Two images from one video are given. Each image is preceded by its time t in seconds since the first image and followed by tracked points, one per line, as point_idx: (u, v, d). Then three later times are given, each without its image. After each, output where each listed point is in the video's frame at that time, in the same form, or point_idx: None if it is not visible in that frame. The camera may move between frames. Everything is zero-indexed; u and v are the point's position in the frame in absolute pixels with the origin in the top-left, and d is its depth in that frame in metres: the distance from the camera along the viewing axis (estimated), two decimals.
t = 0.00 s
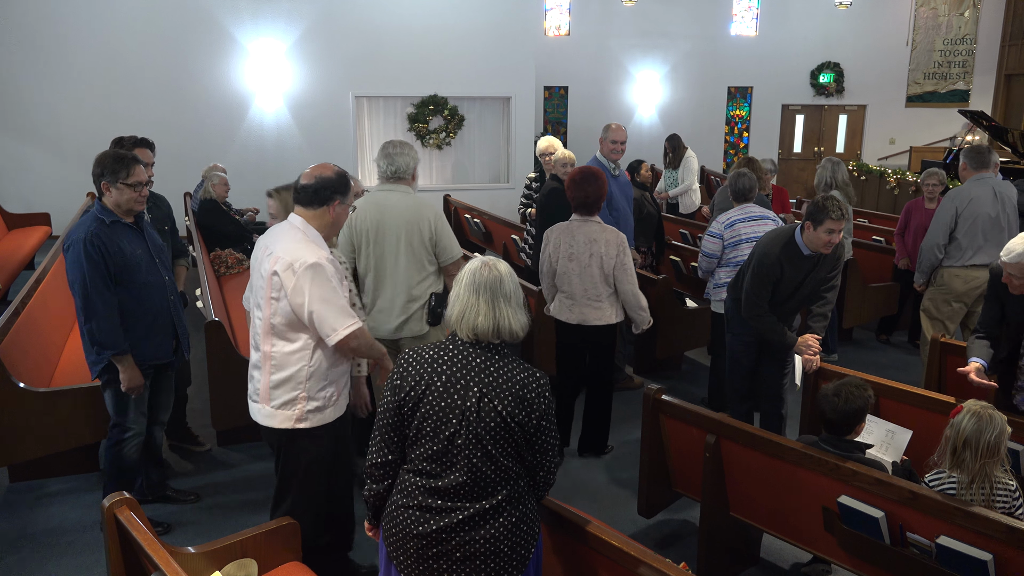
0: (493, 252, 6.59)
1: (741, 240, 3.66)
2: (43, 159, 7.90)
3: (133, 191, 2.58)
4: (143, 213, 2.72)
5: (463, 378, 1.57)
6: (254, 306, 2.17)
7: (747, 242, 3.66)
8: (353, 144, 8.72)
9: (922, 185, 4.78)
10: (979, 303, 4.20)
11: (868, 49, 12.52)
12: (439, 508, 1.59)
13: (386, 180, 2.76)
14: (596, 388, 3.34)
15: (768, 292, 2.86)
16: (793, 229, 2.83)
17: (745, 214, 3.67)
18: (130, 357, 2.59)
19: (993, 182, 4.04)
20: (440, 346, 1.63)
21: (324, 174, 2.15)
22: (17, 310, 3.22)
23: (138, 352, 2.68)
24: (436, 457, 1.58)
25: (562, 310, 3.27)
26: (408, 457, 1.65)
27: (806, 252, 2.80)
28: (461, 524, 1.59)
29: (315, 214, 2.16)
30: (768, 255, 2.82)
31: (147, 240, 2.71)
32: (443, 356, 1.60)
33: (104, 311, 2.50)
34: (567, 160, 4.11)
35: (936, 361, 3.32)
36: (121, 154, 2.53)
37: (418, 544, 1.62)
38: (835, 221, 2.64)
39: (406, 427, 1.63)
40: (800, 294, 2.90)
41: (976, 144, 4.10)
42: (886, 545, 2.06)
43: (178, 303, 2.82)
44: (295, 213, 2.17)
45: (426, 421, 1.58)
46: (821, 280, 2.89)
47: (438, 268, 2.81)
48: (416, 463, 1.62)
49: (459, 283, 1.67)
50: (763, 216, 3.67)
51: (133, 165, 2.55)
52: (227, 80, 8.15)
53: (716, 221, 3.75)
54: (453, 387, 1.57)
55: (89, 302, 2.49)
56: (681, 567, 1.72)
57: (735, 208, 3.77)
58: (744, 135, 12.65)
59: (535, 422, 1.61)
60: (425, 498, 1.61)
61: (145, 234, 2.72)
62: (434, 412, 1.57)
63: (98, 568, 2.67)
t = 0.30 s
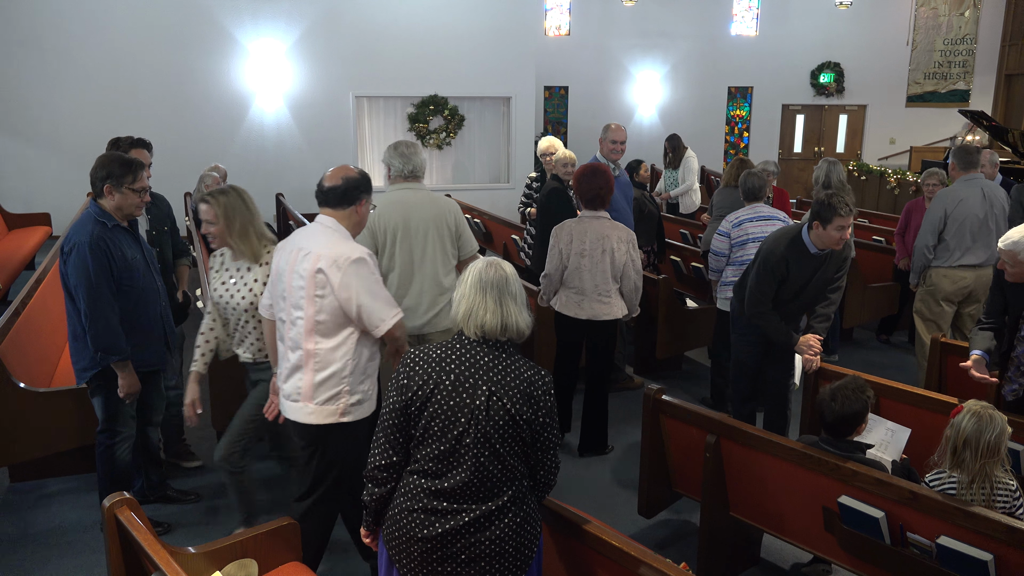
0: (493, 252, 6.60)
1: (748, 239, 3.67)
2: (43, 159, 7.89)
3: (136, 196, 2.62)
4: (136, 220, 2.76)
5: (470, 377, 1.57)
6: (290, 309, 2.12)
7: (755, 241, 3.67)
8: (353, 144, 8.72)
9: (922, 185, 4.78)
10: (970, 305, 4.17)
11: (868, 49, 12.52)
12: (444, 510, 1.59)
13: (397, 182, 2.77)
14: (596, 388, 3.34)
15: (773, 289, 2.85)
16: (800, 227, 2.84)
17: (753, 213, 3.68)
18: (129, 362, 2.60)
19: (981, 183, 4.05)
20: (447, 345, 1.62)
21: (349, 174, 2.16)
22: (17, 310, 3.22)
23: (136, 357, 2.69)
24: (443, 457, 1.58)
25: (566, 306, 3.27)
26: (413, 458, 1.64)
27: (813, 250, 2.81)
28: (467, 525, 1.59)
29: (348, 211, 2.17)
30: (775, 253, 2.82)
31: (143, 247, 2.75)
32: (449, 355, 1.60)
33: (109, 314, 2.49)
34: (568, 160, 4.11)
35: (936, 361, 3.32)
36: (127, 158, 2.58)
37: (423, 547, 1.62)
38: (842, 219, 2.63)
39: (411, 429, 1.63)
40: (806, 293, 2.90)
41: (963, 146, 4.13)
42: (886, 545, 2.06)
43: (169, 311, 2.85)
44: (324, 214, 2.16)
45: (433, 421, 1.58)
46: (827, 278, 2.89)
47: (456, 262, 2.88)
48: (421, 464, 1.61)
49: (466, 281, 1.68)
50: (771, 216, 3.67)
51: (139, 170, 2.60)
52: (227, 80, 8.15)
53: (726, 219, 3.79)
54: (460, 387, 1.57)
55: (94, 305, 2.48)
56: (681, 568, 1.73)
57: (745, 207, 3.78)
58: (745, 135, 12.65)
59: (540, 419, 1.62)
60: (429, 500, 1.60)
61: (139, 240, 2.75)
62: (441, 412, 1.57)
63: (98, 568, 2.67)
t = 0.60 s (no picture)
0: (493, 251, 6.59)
1: (751, 235, 3.71)
2: (43, 159, 7.88)
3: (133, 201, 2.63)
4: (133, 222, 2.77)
5: (473, 373, 1.57)
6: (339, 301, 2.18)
7: (759, 239, 3.70)
8: (353, 144, 8.72)
9: (921, 185, 4.79)
10: (959, 306, 4.14)
11: (868, 49, 12.52)
12: (447, 511, 1.59)
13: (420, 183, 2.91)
14: (596, 388, 3.34)
15: (779, 288, 2.85)
16: (811, 227, 2.84)
17: (758, 211, 3.71)
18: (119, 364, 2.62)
19: (966, 184, 4.05)
20: (450, 343, 1.62)
21: (388, 171, 2.21)
22: (17, 310, 3.22)
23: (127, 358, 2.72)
24: (445, 456, 1.58)
25: (559, 302, 3.26)
26: (414, 458, 1.64)
27: (823, 250, 2.80)
28: (470, 526, 1.59)
29: (388, 206, 2.21)
30: (785, 251, 2.81)
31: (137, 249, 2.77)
32: (452, 352, 1.60)
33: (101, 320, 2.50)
34: (568, 160, 4.13)
35: (936, 361, 3.32)
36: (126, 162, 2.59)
37: (425, 549, 1.61)
38: (855, 217, 2.64)
39: (413, 428, 1.62)
40: (811, 295, 2.90)
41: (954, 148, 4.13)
42: (886, 545, 2.06)
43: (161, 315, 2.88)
44: (366, 210, 2.22)
45: (436, 419, 1.57)
46: (835, 281, 2.89)
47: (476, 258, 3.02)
48: (423, 464, 1.61)
49: (469, 279, 1.68)
50: (776, 214, 3.70)
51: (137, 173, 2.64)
52: (227, 80, 8.15)
53: (732, 216, 3.82)
54: (463, 384, 1.56)
55: (86, 311, 2.48)
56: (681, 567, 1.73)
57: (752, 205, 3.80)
58: (744, 135, 12.66)
59: (542, 417, 1.63)
60: (432, 501, 1.60)
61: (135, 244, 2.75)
62: (445, 410, 1.56)
63: (98, 567, 2.67)
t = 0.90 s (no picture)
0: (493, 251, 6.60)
1: (741, 235, 3.82)
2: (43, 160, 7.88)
3: (126, 200, 2.48)
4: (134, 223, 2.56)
5: (472, 371, 1.57)
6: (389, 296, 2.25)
7: (749, 238, 3.81)
8: (353, 144, 8.73)
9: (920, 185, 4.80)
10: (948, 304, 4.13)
11: (868, 49, 12.52)
12: (448, 510, 1.58)
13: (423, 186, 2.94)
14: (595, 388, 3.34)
15: (783, 283, 2.88)
16: (819, 226, 2.84)
17: (747, 211, 3.83)
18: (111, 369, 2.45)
19: (958, 183, 4.00)
20: (448, 342, 1.62)
21: (433, 170, 2.26)
22: (17, 309, 3.23)
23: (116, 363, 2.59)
24: (444, 454, 1.57)
25: (538, 292, 3.41)
26: (413, 457, 1.63)
27: (829, 251, 2.80)
28: (470, 525, 1.59)
29: (434, 205, 2.28)
30: (789, 249, 2.82)
31: (134, 249, 2.52)
32: (451, 350, 1.60)
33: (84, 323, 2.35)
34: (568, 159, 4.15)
35: (936, 362, 3.32)
36: (117, 159, 2.46)
37: (425, 549, 1.61)
38: (861, 217, 2.61)
39: (412, 428, 1.62)
40: (819, 291, 2.90)
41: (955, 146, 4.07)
42: (886, 545, 2.06)
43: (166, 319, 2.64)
44: (414, 207, 2.28)
45: (435, 417, 1.57)
46: (840, 282, 2.89)
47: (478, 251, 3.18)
48: (422, 462, 1.60)
49: (468, 279, 1.68)
50: (764, 213, 3.81)
51: (130, 171, 2.48)
52: (227, 80, 8.15)
53: (721, 217, 3.94)
54: (462, 381, 1.57)
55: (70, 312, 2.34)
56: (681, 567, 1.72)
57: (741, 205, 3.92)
58: (744, 135, 12.66)
59: (540, 416, 1.64)
60: (431, 501, 1.59)
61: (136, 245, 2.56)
62: (444, 409, 1.56)
63: (97, 568, 2.66)
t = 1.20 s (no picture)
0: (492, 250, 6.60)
1: (733, 232, 3.84)
2: (43, 159, 7.88)
3: (129, 197, 2.48)
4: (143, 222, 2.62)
5: (472, 370, 1.57)
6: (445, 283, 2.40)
7: (742, 235, 3.84)
8: (352, 143, 8.72)
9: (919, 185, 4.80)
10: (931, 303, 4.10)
11: (869, 49, 12.52)
12: (448, 510, 1.58)
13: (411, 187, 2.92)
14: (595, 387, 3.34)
15: (792, 294, 2.85)
16: (821, 234, 2.83)
17: (739, 209, 3.86)
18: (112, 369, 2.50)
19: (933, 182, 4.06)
20: (448, 342, 1.62)
21: (501, 171, 2.41)
22: (17, 310, 3.23)
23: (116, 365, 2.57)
24: (444, 453, 1.57)
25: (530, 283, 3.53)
26: (412, 456, 1.63)
27: (832, 259, 2.80)
28: (469, 525, 1.59)
29: (500, 207, 2.42)
30: (794, 258, 2.81)
31: (141, 251, 2.58)
32: (450, 349, 1.60)
33: (87, 323, 2.41)
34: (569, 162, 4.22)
35: (936, 362, 3.32)
36: (116, 156, 2.44)
37: (425, 549, 1.61)
38: (864, 228, 2.62)
39: (412, 427, 1.61)
40: (823, 298, 2.91)
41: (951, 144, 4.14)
42: (886, 545, 2.06)
43: (170, 318, 2.68)
44: (483, 207, 2.43)
45: (435, 416, 1.57)
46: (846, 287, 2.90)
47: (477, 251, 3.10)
48: (422, 462, 1.60)
49: (470, 279, 1.66)
50: (757, 211, 3.83)
51: (130, 170, 2.46)
52: (227, 80, 8.15)
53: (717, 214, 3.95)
54: (463, 381, 1.57)
55: (74, 312, 2.39)
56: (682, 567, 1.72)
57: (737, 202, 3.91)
58: (744, 135, 12.65)
59: (539, 415, 1.64)
60: (431, 501, 1.59)
61: (142, 245, 2.59)
62: (444, 408, 1.56)
63: (97, 567, 2.66)
